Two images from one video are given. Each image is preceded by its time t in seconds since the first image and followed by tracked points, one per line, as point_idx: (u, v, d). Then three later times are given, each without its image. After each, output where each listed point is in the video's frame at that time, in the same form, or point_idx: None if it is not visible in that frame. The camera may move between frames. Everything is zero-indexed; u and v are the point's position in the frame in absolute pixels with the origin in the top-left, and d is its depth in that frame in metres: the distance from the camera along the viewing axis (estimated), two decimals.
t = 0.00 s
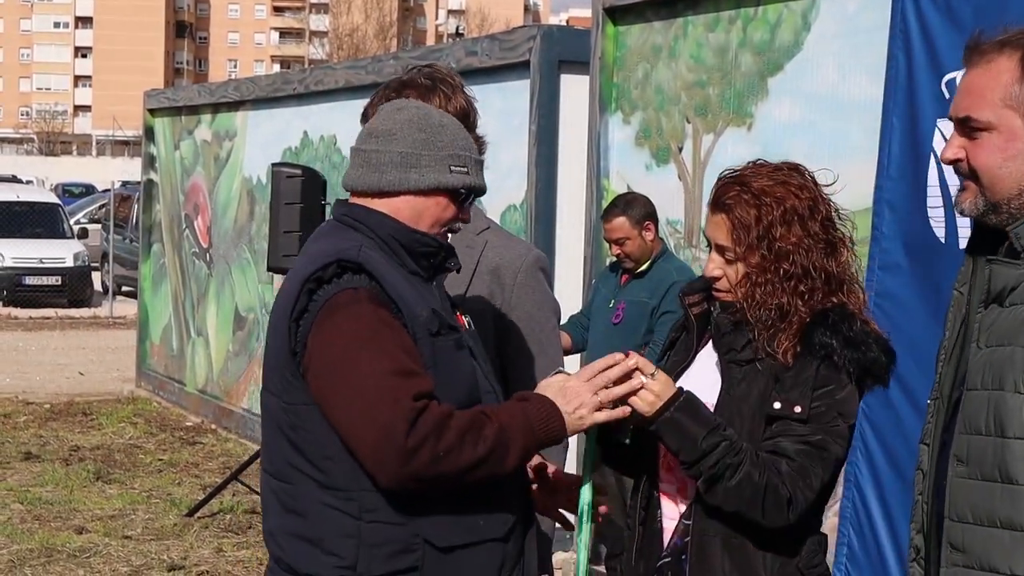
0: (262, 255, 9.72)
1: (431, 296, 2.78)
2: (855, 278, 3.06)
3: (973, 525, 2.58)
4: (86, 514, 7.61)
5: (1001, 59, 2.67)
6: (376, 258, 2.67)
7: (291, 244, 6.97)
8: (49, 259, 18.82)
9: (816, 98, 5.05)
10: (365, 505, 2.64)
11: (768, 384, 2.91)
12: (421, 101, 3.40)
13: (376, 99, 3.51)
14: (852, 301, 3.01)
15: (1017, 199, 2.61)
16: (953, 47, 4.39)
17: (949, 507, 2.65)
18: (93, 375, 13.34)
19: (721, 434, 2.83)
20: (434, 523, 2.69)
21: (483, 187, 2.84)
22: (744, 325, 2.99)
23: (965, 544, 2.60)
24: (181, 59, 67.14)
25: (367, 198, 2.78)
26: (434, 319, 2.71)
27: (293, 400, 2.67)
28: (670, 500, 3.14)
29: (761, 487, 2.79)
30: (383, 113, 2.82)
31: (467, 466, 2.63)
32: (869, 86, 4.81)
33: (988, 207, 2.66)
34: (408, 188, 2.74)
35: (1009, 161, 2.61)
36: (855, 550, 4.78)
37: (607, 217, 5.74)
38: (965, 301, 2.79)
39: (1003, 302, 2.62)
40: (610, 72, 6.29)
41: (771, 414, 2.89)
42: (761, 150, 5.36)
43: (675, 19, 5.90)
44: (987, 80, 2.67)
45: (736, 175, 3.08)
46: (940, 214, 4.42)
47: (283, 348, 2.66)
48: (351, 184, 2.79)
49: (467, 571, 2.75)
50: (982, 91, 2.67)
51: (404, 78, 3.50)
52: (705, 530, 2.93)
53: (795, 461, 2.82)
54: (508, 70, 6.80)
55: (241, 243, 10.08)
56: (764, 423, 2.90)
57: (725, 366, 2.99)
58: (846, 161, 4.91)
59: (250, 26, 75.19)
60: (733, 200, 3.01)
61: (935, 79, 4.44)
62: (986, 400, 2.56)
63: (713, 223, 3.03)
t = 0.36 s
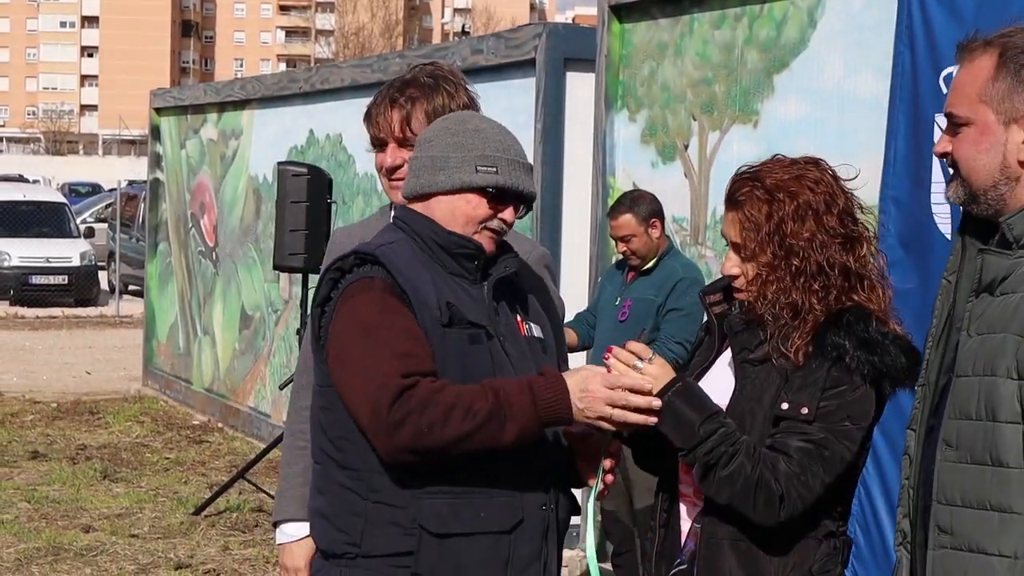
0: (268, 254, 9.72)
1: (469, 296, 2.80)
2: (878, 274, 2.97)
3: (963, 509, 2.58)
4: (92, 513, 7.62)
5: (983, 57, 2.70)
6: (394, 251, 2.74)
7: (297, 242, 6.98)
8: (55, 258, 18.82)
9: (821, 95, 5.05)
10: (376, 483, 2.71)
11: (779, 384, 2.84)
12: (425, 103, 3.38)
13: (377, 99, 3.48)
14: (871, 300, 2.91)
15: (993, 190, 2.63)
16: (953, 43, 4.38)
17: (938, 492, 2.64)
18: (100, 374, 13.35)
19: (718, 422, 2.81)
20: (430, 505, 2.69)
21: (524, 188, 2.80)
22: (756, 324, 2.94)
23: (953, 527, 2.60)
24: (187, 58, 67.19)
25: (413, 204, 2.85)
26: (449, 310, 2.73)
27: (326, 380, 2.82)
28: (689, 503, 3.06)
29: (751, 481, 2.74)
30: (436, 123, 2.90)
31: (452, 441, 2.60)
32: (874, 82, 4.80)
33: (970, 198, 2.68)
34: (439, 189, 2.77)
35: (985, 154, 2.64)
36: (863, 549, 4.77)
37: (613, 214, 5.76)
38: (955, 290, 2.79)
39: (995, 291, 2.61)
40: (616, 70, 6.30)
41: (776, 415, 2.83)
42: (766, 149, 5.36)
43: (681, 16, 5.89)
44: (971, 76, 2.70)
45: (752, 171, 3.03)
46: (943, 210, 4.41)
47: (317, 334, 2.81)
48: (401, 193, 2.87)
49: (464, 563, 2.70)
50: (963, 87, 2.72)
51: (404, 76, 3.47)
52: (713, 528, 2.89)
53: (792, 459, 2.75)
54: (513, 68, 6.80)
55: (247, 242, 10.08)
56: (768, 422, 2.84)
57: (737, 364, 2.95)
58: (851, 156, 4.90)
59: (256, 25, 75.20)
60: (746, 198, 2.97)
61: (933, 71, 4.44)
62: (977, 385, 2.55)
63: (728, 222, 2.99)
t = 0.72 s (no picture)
0: (268, 252, 9.72)
1: (469, 288, 2.78)
2: (875, 268, 2.92)
3: (985, 504, 2.58)
4: (92, 511, 7.61)
5: (957, 66, 2.74)
6: (389, 245, 2.73)
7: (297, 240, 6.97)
8: (55, 257, 18.79)
9: (821, 93, 5.05)
10: (373, 478, 2.72)
11: (761, 382, 2.81)
12: (422, 101, 3.37)
13: (374, 98, 3.48)
14: (860, 295, 2.86)
15: (980, 194, 2.67)
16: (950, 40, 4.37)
17: (953, 493, 2.64)
18: (101, 372, 13.35)
19: (690, 423, 2.79)
20: (418, 497, 2.68)
21: (527, 183, 2.79)
22: (741, 320, 2.93)
23: (976, 524, 2.59)
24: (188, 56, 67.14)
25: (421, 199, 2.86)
26: (439, 303, 2.71)
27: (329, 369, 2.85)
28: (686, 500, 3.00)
29: (724, 484, 2.73)
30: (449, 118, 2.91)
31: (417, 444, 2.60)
32: (874, 80, 4.79)
33: (954, 203, 2.72)
34: (441, 183, 2.78)
35: (971, 158, 2.68)
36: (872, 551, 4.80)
37: (613, 211, 5.75)
38: (932, 299, 2.89)
39: (981, 291, 2.65)
40: (616, 68, 6.30)
41: (756, 416, 2.79)
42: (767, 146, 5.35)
43: (680, 13, 5.89)
44: (945, 86, 2.74)
45: (744, 164, 3.01)
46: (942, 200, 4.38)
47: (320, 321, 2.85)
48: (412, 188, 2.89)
49: (449, 555, 2.67)
50: (938, 97, 2.75)
51: (400, 77, 3.47)
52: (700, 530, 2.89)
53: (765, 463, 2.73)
54: (513, 65, 6.80)
55: (247, 239, 10.08)
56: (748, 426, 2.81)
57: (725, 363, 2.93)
58: (851, 154, 4.90)
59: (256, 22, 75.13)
60: (732, 192, 2.96)
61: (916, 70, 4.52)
62: (983, 382, 2.57)
63: (721, 213, 2.98)
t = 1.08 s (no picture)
0: (265, 248, 9.71)
1: (448, 290, 2.84)
2: (856, 280, 2.84)
3: None
4: (89, 507, 7.61)
5: (964, 58, 2.73)
6: (360, 258, 2.77)
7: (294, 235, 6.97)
8: (52, 252, 18.78)
9: (818, 88, 5.05)
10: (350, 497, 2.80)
11: (736, 396, 2.80)
12: (416, 98, 3.37)
13: (370, 96, 3.47)
14: (831, 309, 2.78)
15: (984, 190, 2.67)
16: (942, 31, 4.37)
17: (997, 498, 2.59)
18: (97, 368, 13.35)
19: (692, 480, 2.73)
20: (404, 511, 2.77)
21: (504, 180, 2.82)
22: (716, 333, 2.91)
23: None
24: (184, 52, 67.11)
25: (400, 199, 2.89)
26: (413, 316, 2.75)
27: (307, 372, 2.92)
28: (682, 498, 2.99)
29: (738, 528, 2.70)
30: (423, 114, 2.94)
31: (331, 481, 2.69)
32: (871, 76, 4.79)
33: (955, 198, 2.70)
34: (418, 187, 2.82)
35: (979, 153, 2.67)
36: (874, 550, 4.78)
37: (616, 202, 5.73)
38: (927, 303, 2.89)
39: (994, 291, 2.63)
40: (612, 64, 6.30)
41: (731, 433, 2.78)
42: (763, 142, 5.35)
43: (677, 9, 5.89)
44: (950, 78, 2.72)
45: (739, 156, 2.98)
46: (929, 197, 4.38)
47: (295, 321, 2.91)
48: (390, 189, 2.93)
49: (441, 564, 2.76)
50: (942, 88, 2.73)
51: (395, 73, 3.47)
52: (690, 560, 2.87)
53: (760, 488, 2.71)
54: (509, 61, 6.80)
55: (243, 235, 10.08)
56: (733, 449, 2.80)
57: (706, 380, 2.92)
58: (848, 151, 4.89)
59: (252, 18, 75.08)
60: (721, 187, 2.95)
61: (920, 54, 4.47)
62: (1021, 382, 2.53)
63: (710, 212, 2.96)
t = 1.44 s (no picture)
0: (259, 244, 9.70)
1: (453, 286, 2.73)
2: (859, 283, 2.89)
3: None
4: (84, 504, 7.60)
5: (969, 50, 2.68)
6: (359, 254, 2.71)
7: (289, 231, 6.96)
8: (47, 250, 18.77)
9: (812, 82, 5.04)
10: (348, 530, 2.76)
11: (738, 394, 2.84)
12: (410, 94, 3.36)
13: (365, 90, 3.46)
14: (835, 309, 2.83)
15: (984, 184, 2.61)
16: (940, 27, 4.37)
17: (994, 497, 2.52)
18: (93, 365, 13.36)
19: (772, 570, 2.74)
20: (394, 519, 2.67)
21: (508, 158, 2.74)
22: (715, 327, 2.95)
23: None
24: (179, 49, 67.04)
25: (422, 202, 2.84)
26: (402, 311, 2.67)
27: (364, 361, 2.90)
28: (680, 487, 3.05)
29: (802, 559, 2.72)
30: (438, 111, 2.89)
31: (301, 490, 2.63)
32: (866, 71, 4.78)
33: (955, 190, 2.66)
34: (425, 181, 2.76)
35: (980, 146, 2.62)
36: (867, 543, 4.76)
37: (612, 195, 5.70)
38: (937, 296, 2.79)
39: (1001, 287, 2.55)
40: (607, 59, 6.30)
41: (736, 431, 2.82)
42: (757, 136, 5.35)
43: (671, 4, 5.88)
44: (955, 70, 2.68)
45: (745, 151, 3.02)
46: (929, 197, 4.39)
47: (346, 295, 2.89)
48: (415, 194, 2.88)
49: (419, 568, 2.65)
50: (948, 80, 2.69)
51: (390, 68, 3.46)
52: (700, 552, 2.87)
53: (785, 487, 2.75)
54: (504, 57, 6.80)
55: (238, 232, 10.07)
56: (743, 447, 2.82)
57: (704, 378, 2.94)
58: (841, 145, 4.89)
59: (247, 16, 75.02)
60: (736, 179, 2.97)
61: (927, 56, 4.41)
62: None
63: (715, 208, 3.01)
